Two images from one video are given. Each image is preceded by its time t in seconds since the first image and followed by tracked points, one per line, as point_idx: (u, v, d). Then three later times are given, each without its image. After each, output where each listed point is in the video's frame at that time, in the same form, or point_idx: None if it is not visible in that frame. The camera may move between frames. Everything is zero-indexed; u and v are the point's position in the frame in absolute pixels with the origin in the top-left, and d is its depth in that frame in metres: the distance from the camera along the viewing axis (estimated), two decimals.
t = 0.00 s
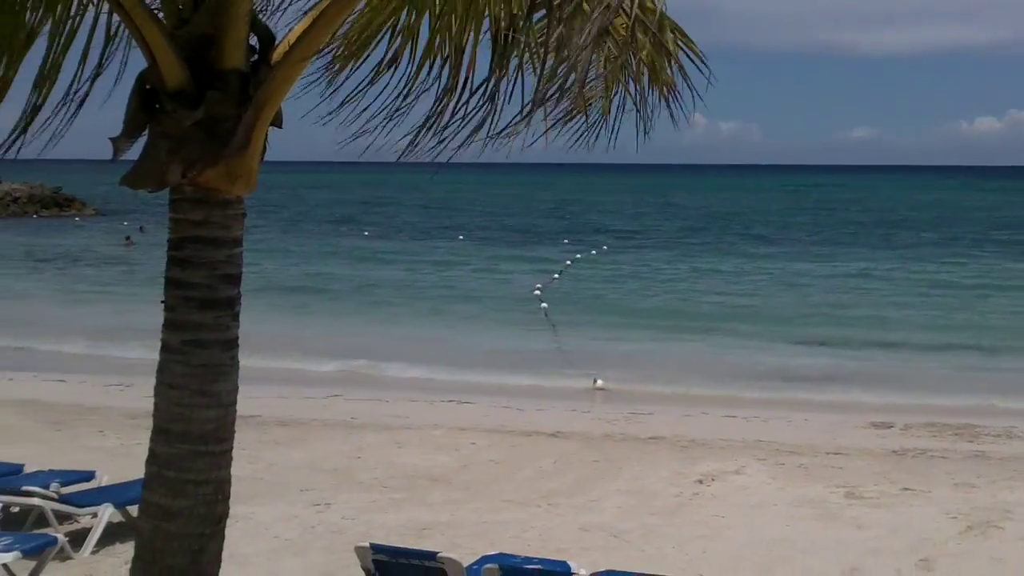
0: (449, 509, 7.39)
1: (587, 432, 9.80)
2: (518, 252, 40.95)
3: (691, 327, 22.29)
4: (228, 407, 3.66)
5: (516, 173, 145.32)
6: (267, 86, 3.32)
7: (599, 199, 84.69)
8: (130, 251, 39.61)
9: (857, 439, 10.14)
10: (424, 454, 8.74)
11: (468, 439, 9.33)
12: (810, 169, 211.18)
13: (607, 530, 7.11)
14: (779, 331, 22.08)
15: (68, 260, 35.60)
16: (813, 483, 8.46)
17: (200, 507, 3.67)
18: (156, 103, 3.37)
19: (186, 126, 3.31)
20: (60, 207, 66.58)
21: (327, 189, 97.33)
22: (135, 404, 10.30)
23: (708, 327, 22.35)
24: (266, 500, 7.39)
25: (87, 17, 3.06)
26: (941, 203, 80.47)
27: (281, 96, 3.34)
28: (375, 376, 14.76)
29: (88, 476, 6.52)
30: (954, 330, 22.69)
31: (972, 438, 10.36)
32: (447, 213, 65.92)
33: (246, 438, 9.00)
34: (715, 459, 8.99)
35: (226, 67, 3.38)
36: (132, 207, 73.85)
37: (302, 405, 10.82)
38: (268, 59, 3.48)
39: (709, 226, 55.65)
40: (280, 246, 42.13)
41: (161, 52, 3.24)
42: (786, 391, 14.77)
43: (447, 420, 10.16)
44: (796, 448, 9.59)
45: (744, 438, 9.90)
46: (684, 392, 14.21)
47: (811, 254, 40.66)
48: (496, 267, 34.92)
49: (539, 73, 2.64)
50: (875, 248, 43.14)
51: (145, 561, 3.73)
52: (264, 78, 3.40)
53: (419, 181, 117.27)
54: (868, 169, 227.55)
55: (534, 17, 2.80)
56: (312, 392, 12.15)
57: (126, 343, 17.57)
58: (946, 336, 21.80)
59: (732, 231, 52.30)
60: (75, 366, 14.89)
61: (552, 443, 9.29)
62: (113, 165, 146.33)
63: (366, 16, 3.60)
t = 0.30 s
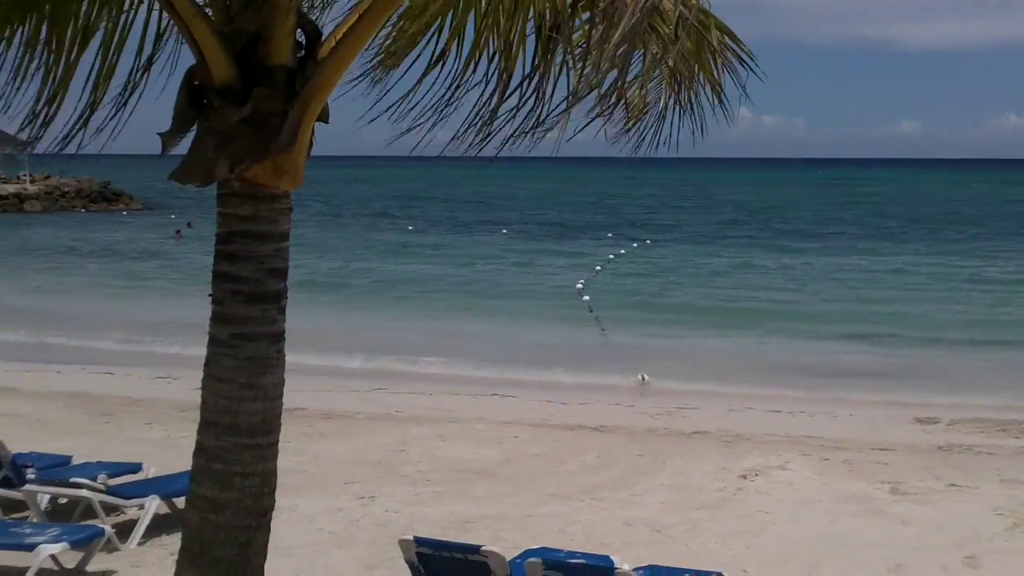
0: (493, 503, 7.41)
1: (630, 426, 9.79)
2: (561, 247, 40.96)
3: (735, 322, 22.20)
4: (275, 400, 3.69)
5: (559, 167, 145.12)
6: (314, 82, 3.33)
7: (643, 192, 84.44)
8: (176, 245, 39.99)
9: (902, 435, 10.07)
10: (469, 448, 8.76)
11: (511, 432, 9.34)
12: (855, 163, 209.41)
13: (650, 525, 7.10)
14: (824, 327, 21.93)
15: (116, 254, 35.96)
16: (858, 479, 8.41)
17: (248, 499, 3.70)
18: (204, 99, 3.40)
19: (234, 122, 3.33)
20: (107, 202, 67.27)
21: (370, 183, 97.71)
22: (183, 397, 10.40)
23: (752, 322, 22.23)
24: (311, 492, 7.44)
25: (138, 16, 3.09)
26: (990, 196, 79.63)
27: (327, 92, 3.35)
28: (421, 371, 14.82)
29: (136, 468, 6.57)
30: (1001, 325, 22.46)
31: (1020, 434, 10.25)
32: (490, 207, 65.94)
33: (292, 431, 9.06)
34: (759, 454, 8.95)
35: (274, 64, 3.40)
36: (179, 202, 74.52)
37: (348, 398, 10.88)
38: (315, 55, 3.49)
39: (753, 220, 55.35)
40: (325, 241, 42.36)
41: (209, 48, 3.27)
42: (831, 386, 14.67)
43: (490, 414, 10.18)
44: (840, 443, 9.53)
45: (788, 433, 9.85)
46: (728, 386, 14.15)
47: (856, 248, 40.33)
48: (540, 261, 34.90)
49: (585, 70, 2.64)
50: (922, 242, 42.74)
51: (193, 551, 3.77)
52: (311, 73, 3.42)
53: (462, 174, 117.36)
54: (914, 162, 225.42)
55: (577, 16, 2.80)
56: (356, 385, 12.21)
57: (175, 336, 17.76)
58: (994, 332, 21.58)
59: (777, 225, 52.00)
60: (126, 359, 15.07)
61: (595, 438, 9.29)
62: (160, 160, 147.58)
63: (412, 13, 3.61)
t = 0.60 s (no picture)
0: (535, 500, 7.41)
1: (672, 425, 9.76)
2: (602, 245, 40.93)
3: (778, 322, 22.09)
4: (320, 396, 3.70)
5: (601, 165, 144.97)
6: (360, 77, 3.35)
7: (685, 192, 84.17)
8: (220, 242, 40.27)
9: (947, 436, 9.98)
10: (510, 446, 8.77)
11: (554, 430, 9.33)
12: (899, 162, 208.00)
13: (693, 524, 7.08)
14: (867, 327, 21.76)
15: (160, 252, 36.25)
16: (901, 479, 8.36)
17: (292, 495, 3.72)
18: (250, 96, 3.41)
19: (280, 119, 3.35)
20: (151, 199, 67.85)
21: (410, 182, 97.82)
22: (227, 393, 10.47)
23: (794, 322, 22.12)
24: (354, 489, 7.46)
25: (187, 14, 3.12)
26: None
27: (373, 88, 3.36)
28: (464, 368, 14.86)
29: (180, 463, 6.61)
30: None
31: None
32: (530, 206, 65.92)
33: (335, 428, 9.10)
34: (802, 453, 8.91)
35: (319, 61, 3.41)
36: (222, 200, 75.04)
37: (389, 395, 10.92)
38: (361, 51, 3.50)
39: (795, 220, 55.02)
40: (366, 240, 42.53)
41: (256, 46, 3.28)
42: (876, 386, 14.55)
43: (533, 412, 10.18)
44: (884, 444, 9.46)
45: (830, 433, 9.80)
46: (771, 386, 14.08)
47: (900, 248, 40.00)
48: (580, 260, 34.86)
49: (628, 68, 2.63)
50: (966, 242, 42.33)
51: (239, 547, 3.80)
52: (356, 71, 3.42)
53: (503, 173, 117.38)
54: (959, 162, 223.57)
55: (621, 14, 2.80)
56: (398, 382, 12.25)
57: (221, 333, 17.90)
58: None
59: (819, 224, 51.68)
60: (173, 355, 15.21)
61: (636, 436, 9.28)
62: (203, 159, 148.69)
63: (456, 10, 3.61)
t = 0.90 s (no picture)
0: (581, 497, 7.42)
1: (717, 422, 9.74)
2: (644, 242, 40.87)
3: (823, 320, 21.96)
4: (367, 393, 3.71)
5: (643, 162, 144.57)
6: (406, 77, 3.36)
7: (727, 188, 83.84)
8: (263, 240, 40.50)
9: (996, 433, 9.90)
10: (556, 443, 8.78)
11: (598, 428, 9.32)
12: (943, 158, 206.25)
13: (739, 521, 7.06)
14: (913, 324, 21.60)
15: (206, 250, 36.53)
16: (949, 477, 8.29)
17: (341, 491, 3.74)
18: (298, 96, 3.44)
19: (327, 119, 3.37)
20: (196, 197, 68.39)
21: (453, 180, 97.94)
22: (273, 390, 10.53)
23: (839, 320, 21.98)
24: (400, 485, 7.49)
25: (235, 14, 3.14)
26: None
27: (419, 88, 3.38)
28: (509, 365, 14.90)
29: (229, 460, 6.67)
30: None
31: None
32: (572, 203, 65.87)
33: (380, 424, 9.14)
34: (849, 451, 8.86)
35: (366, 60, 3.43)
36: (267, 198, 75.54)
37: (434, 392, 10.96)
38: (407, 50, 3.51)
39: (839, 216, 54.67)
40: (410, 237, 42.65)
41: (305, 46, 3.30)
42: (923, 383, 14.44)
43: (577, 409, 10.18)
44: (931, 441, 9.39)
45: (877, 430, 9.73)
46: (816, 384, 14.01)
47: (945, 244, 39.69)
48: (622, 257, 34.80)
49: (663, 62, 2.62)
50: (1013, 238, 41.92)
51: (289, 542, 3.83)
52: (403, 70, 3.44)
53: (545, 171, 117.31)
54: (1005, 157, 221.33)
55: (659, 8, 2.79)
56: (443, 379, 12.28)
57: (267, 331, 18.03)
58: None
59: (864, 221, 51.32)
60: (220, 353, 15.32)
61: (682, 434, 9.25)
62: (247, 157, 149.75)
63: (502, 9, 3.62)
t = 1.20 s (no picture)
0: (627, 494, 7.42)
1: (763, 419, 9.71)
2: (687, 240, 40.78)
3: (868, 318, 21.82)
4: (416, 390, 3.71)
5: (685, 158, 144.16)
6: (453, 74, 3.37)
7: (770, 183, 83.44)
8: (305, 239, 40.68)
9: None
10: (601, 439, 8.78)
11: (643, 424, 9.31)
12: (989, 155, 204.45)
13: (786, 518, 7.04)
14: (960, 321, 21.41)
15: (251, 249, 36.79)
16: (999, 474, 8.21)
17: (391, 488, 3.76)
18: (346, 94, 3.45)
19: (376, 116, 3.37)
20: (240, 196, 68.85)
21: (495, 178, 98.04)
22: (319, 387, 10.60)
23: (885, 318, 21.84)
24: (446, 482, 7.51)
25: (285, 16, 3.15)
26: None
27: (466, 86, 3.38)
28: (555, 363, 14.92)
29: (277, 457, 6.71)
30: None
31: None
32: (614, 200, 65.75)
33: (426, 422, 9.17)
34: (897, 448, 8.80)
35: (414, 59, 3.44)
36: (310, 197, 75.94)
37: (480, 388, 10.99)
38: (455, 48, 3.52)
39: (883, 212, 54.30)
40: (453, 236, 42.75)
41: (353, 44, 3.31)
42: (971, 381, 14.31)
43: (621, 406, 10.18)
44: (981, 437, 9.31)
45: (924, 427, 9.67)
46: (863, 382, 13.92)
47: (990, 241, 39.33)
48: (665, 256, 34.72)
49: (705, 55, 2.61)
50: None
51: (339, 537, 3.85)
52: (450, 68, 3.45)
53: (586, 168, 117.21)
54: None
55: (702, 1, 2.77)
56: (488, 377, 12.30)
57: (314, 329, 18.14)
58: None
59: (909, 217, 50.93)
60: (269, 351, 15.44)
61: (726, 430, 9.23)
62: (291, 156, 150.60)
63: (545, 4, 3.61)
